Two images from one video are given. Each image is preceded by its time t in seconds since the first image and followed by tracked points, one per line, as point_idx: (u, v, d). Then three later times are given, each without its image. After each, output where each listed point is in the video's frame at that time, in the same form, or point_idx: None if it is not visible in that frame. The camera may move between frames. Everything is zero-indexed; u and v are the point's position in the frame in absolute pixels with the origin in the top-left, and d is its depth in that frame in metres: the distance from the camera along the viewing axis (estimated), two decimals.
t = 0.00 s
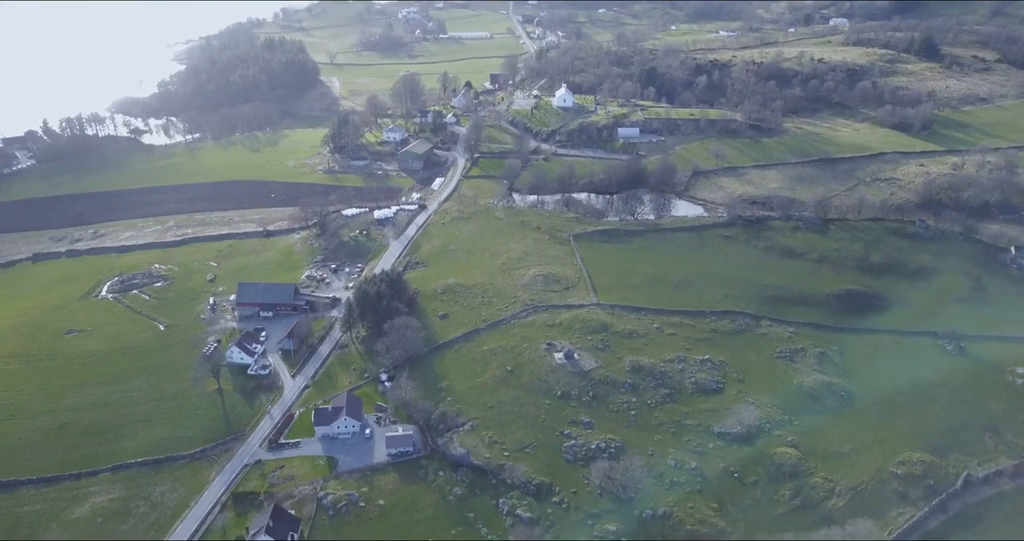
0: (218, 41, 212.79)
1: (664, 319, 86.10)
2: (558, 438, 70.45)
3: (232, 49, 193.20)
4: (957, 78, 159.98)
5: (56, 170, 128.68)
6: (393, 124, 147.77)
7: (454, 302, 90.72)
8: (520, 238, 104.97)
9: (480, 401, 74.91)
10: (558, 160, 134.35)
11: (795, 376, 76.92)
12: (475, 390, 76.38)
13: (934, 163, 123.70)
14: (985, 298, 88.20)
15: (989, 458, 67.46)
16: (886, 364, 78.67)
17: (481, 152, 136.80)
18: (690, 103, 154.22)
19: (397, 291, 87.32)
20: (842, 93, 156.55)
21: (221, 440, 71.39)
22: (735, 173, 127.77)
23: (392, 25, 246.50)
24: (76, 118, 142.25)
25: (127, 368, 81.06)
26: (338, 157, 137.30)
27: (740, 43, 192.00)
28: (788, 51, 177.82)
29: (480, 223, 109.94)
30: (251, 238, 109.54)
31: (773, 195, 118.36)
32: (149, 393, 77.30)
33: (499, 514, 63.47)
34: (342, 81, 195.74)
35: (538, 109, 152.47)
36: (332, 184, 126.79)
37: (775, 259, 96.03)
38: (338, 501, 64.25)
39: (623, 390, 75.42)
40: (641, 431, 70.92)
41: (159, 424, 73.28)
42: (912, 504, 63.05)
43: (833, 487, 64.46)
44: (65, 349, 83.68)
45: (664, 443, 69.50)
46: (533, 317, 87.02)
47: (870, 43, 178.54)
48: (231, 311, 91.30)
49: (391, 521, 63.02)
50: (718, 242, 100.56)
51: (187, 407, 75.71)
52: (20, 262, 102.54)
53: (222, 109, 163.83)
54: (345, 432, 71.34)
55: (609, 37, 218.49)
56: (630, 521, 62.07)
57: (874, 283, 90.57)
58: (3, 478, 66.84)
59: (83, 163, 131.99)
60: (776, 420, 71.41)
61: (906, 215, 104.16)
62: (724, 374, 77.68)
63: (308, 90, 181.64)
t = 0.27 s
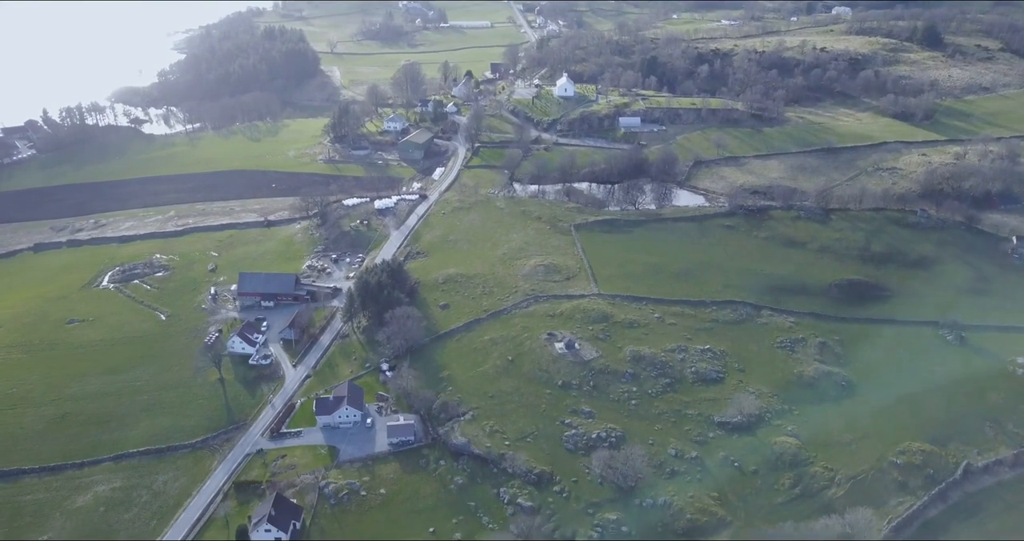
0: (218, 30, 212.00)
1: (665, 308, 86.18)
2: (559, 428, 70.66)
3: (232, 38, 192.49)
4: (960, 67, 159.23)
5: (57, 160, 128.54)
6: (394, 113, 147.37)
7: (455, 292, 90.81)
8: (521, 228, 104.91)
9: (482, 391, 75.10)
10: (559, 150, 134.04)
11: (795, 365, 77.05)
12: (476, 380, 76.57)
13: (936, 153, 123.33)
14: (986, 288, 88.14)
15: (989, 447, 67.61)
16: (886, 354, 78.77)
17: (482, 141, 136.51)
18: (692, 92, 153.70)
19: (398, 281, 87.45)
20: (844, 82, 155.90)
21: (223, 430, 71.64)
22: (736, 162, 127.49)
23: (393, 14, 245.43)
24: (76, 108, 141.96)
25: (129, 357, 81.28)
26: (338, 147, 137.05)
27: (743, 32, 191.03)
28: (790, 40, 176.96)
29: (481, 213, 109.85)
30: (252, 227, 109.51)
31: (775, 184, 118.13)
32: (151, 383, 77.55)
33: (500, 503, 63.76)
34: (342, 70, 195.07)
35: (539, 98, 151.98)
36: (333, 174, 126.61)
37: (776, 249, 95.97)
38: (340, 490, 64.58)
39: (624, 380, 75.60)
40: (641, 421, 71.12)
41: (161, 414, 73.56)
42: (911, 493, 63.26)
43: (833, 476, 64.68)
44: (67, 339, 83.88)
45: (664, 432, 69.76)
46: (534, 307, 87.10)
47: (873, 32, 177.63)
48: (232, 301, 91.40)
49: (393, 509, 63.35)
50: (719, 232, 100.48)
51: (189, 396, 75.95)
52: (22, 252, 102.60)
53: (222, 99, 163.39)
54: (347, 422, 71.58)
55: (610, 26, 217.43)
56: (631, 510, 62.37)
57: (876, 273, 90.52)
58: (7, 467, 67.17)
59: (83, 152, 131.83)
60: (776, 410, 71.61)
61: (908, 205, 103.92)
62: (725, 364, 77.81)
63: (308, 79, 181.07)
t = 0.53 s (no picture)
0: (218, 18, 211.00)
1: (666, 296, 86.22)
2: (560, 415, 70.91)
3: (232, 25, 191.61)
4: (963, 54, 158.31)
5: (57, 148, 128.29)
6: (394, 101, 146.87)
7: (456, 280, 90.86)
8: (523, 216, 104.79)
9: (483, 378, 75.32)
10: (561, 137, 133.66)
11: (796, 353, 77.18)
12: (478, 368, 76.76)
13: (939, 141, 122.85)
14: (988, 276, 88.05)
15: (989, 434, 67.77)
16: (887, 342, 78.83)
17: (483, 129, 136.11)
18: (694, 80, 153.00)
19: (399, 269, 87.51)
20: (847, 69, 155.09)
21: (225, 417, 71.93)
22: (738, 150, 127.09)
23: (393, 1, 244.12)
24: (76, 95, 141.55)
25: (131, 345, 81.48)
26: (339, 134, 136.71)
27: (745, 19, 189.88)
28: (793, 26, 175.90)
29: (482, 201, 109.70)
30: (253, 215, 109.45)
31: (776, 172, 117.81)
32: (153, 370, 77.79)
33: (502, 489, 64.08)
34: (343, 57, 194.23)
35: (540, 86, 151.35)
36: (334, 162, 126.35)
37: (778, 237, 95.85)
38: (342, 477, 64.93)
39: (625, 367, 75.79)
40: (642, 408, 71.35)
41: (163, 401, 73.83)
42: (911, 479, 63.50)
43: (833, 463, 64.92)
44: (69, 327, 84.06)
45: (665, 419, 69.98)
46: (535, 295, 87.17)
47: (876, 19, 176.52)
48: (234, 289, 91.49)
49: (395, 496, 63.71)
50: (720, 220, 100.31)
51: (191, 384, 76.19)
52: (23, 240, 102.62)
53: (222, 86, 162.84)
54: (348, 409, 71.86)
55: (612, 13, 216.15)
56: (631, 496, 62.69)
57: (877, 261, 90.45)
58: (10, 453, 67.52)
59: (84, 140, 131.55)
60: (776, 397, 71.81)
61: (911, 193, 103.65)
62: (726, 351, 77.92)
63: (308, 66, 180.37)
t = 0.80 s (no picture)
0: (217, 6, 210.04)
1: (667, 286, 86.23)
2: (561, 403, 71.08)
3: (231, 14, 190.80)
4: (966, 42, 157.46)
5: (57, 137, 128.04)
6: (395, 89, 146.39)
7: (457, 270, 90.90)
8: (524, 205, 104.69)
9: (484, 367, 75.49)
10: (562, 126, 133.29)
11: (797, 342, 77.25)
12: (479, 357, 76.90)
13: (941, 130, 122.41)
14: (989, 265, 87.93)
15: (989, 423, 67.86)
16: (888, 331, 78.89)
17: (484, 117, 135.73)
18: (696, 68, 152.38)
19: (401, 258, 87.55)
20: (850, 57, 154.39)
21: (227, 406, 72.13)
22: (740, 139, 126.70)
23: None
24: (76, 84, 141.16)
25: (132, 334, 81.63)
26: (340, 123, 136.38)
27: (747, 7, 188.86)
28: (795, 15, 174.95)
29: (483, 190, 109.55)
30: (254, 204, 109.38)
31: (778, 161, 117.50)
32: (155, 360, 77.98)
33: (502, 478, 64.34)
34: (343, 46, 193.44)
35: (542, 74, 150.80)
36: (334, 151, 126.12)
37: (779, 227, 95.71)
38: (343, 466, 65.20)
39: (626, 356, 75.92)
40: (643, 397, 71.51)
41: (165, 390, 74.05)
42: (911, 468, 63.65)
43: (833, 452, 65.09)
44: (71, 316, 84.19)
45: (665, 408, 70.15)
46: (536, 284, 87.21)
47: (879, 7, 175.54)
48: (235, 278, 91.53)
49: (396, 484, 63.99)
50: (722, 209, 100.16)
51: (193, 373, 76.38)
52: (24, 229, 102.61)
53: (222, 75, 162.27)
54: (350, 398, 72.08)
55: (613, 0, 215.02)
56: (632, 485, 62.93)
57: (878, 251, 90.34)
58: (14, 442, 67.79)
59: (84, 129, 131.26)
60: (777, 387, 71.95)
61: (913, 182, 103.35)
62: (726, 340, 78.01)
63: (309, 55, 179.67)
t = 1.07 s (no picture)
0: None
1: (668, 275, 86.23)
2: (561, 392, 71.25)
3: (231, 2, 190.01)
4: (969, 30, 156.58)
5: (57, 126, 127.82)
6: (395, 78, 145.93)
7: (458, 259, 90.90)
8: (525, 194, 104.62)
9: (485, 356, 75.65)
10: (563, 115, 132.94)
11: (798, 331, 77.33)
12: (479, 346, 77.03)
13: (944, 118, 121.95)
14: (990, 254, 87.83)
15: (989, 411, 67.93)
16: (888, 320, 78.91)
17: (485, 106, 135.37)
18: (697, 56, 151.74)
19: (401, 247, 87.53)
20: (852, 45, 153.66)
21: (229, 394, 72.34)
22: (742, 128, 126.31)
23: None
24: (76, 72, 140.78)
25: (134, 323, 81.76)
26: (340, 112, 136.06)
27: None
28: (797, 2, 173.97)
29: (484, 179, 109.41)
30: (255, 193, 109.32)
31: (780, 150, 117.15)
32: (156, 349, 78.18)
33: (503, 466, 64.59)
34: (343, 34, 192.61)
35: (543, 62, 150.29)
36: (335, 140, 125.87)
37: (780, 215, 95.57)
38: (345, 454, 65.50)
39: (627, 345, 76.04)
40: (643, 385, 71.67)
41: (167, 379, 74.25)
42: (910, 457, 63.78)
43: (833, 440, 65.27)
44: (72, 305, 84.33)
45: (666, 397, 70.30)
46: (537, 273, 87.22)
47: None
48: (236, 267, 91.58)
49: (397, 473, 64.28)
50: (723, 198, 100.01)
51: (195, 362, 76.57)
52: (25, 218, 102.59)
53: (222, 63, 161.78)
54: (351, 387, 72.29)
55: None
56: (632, 474, 63.17)
57: (880, 240, 90.21)
58: (16, 431, 68.07)
59: (84, 118, 131.00)
60: (777, 375, 72.09)
61: (915, 170, 103.04)
62: (727, 329, 78.08)
63: (309, 43, 179.06)
